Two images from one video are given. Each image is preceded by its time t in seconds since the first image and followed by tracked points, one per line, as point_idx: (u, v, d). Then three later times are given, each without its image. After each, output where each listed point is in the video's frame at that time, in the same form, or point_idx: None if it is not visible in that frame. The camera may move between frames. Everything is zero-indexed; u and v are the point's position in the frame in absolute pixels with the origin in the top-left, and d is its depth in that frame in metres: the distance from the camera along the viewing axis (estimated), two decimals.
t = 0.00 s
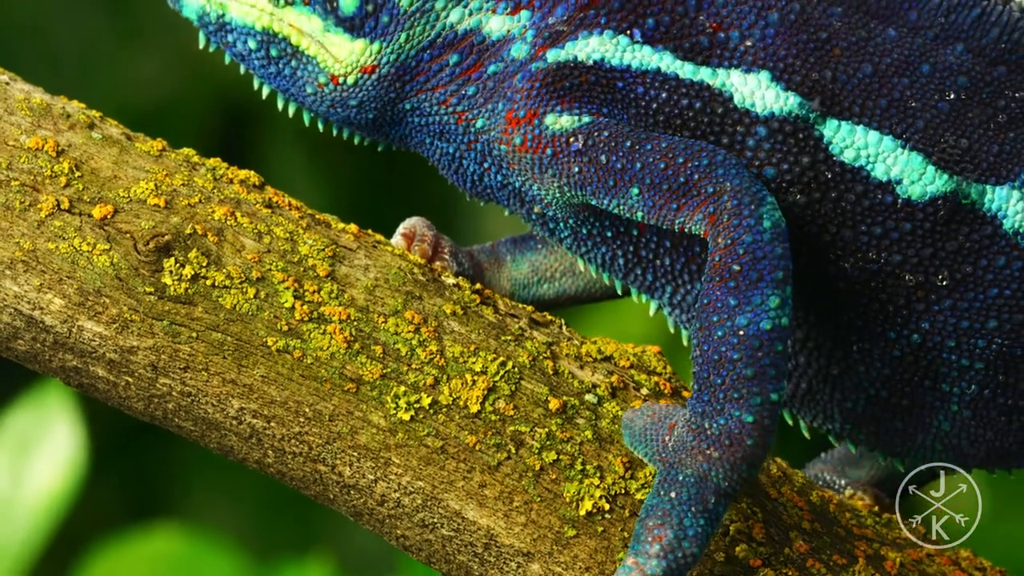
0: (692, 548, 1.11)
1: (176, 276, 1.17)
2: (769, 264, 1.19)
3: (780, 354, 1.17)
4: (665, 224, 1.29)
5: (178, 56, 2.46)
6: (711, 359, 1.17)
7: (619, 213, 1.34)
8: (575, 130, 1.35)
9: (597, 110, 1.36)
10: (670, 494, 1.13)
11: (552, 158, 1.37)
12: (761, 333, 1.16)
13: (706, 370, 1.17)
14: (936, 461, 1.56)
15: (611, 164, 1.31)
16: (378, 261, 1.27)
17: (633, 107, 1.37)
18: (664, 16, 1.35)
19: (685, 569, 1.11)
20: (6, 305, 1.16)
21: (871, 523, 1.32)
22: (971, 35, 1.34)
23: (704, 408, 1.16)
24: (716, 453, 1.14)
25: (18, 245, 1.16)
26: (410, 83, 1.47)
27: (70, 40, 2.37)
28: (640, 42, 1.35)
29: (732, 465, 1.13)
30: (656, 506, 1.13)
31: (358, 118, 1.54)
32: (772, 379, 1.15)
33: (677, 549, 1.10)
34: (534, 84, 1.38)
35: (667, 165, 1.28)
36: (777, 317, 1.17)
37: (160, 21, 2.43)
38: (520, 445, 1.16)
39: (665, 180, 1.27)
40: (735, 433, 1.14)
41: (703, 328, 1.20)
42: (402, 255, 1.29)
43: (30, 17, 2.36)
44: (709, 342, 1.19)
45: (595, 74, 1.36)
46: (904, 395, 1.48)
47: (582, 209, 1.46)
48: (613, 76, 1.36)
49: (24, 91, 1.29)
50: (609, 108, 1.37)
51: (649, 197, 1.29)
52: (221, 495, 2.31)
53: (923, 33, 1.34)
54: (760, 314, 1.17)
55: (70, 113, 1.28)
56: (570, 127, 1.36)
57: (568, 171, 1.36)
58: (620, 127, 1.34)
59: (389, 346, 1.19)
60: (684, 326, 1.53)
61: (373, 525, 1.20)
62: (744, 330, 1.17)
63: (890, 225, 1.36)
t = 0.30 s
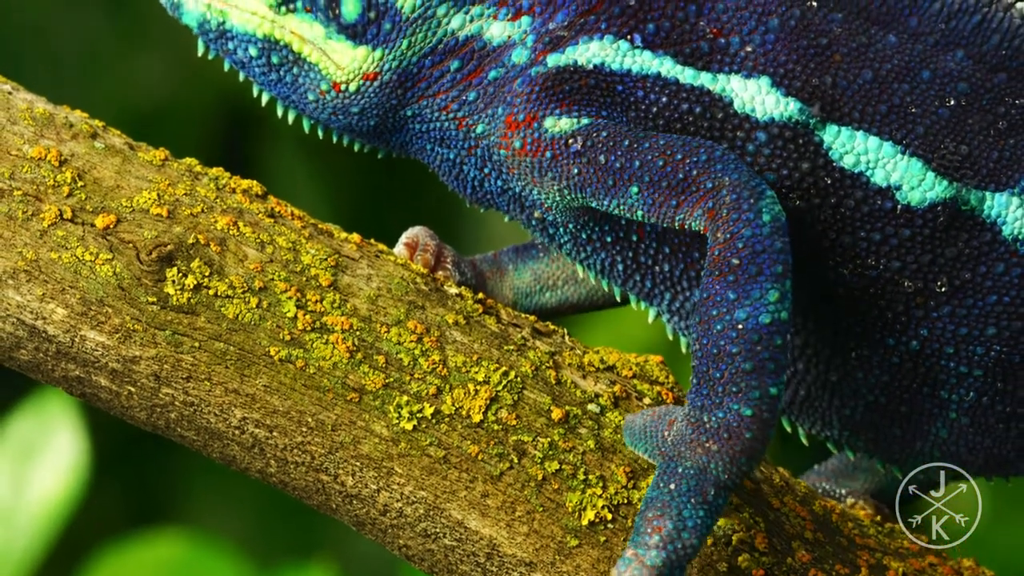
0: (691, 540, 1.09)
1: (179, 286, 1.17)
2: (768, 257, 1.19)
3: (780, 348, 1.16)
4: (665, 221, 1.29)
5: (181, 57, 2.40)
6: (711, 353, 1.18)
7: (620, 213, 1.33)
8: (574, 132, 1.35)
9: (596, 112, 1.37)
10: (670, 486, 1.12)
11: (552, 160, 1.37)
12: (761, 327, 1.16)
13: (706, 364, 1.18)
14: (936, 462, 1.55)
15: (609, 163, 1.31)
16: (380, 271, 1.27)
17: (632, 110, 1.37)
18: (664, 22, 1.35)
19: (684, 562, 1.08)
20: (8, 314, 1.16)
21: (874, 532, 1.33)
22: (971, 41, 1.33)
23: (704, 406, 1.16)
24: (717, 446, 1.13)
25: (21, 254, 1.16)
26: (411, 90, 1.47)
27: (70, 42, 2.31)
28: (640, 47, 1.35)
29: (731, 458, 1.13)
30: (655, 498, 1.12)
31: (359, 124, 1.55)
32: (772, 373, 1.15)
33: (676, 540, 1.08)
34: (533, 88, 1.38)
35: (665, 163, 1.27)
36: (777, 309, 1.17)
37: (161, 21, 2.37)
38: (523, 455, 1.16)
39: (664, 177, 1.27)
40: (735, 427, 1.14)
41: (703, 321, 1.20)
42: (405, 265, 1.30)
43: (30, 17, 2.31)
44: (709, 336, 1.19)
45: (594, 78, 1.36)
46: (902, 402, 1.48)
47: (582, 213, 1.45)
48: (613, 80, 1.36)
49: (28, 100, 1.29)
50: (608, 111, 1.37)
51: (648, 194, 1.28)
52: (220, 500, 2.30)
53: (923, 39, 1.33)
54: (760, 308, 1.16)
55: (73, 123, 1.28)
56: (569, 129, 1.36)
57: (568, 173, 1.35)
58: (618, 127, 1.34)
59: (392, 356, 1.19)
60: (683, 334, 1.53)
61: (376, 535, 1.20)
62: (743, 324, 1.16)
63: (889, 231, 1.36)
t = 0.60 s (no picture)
0: (665, 522, 1.10)
1: (179, 296, 1.17)
2: (761, 252, 1.19)
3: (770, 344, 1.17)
4: (662, 218, 1.29)
5: (182, 57, 2.38)
6: (699, 344, 1.18)
7: (616, 213, 1.34)
8: (569, 134, 1.35)
9: (591, 115, 1.37)
10: (651, 468, 1.14)
11: (548, 163, 1.37)
12: (751, 324, 1.16)
13: (693, 355, 1.18)
14: (937, 461, 1.53)
15: (605, 163, 1.31)
16: (381, 281, 1.27)
17: (628, 113, 1.37)
18: (661, 28, 1.35)
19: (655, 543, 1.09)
20: (8, 324, 1.16)
21: (874, 541, 1.33)
22: (968, 48, 1.33)
23: (688, 398, 1.18)
24: (698, 433, 1.15)
25: (22, 264, 1.17)
26: (409, 97, 1.47)
27: (70, 42, 2.31)
28: (636, 52, 1.36)
29: (714, 449, 1.14)
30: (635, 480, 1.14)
31: (357, 132, 1.55)
32: (759, 368, 1.16)
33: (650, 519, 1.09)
34: (529, 93, 1.38)
35: (660, 160, 1.28)
36: (767, 306, 1.17)
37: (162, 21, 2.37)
38: (523, 464, 1.16)
39: (660, 174, 1.27)
40: (716, 416, 1.15)
41: (693, 314, 1.20)
42: (405, 274, 1.30)
43: (30, 17, 2.30)
44: (698, 328, 1.19)
45: (590, 82, 1.37)
46: (897, 409, 1.48)
47: (579, 218, 1.45)
48: (609, 84, 1.36)
49: (29, 110, 1.30)
50: (604, 114, 1.37)
51: (644, 192, 1.29)
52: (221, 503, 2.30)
53: (920, 46, 1.33)
54: (750, 303, 1.17)
55: (74, 133, 1.28)
56: (564, 131, 1.36)
57: (564, 175, 1.36)
58: (613, 127, 1.34)
59: (392, 366, 1.19)
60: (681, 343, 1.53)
61: (376, 545, 1.20)
62: (733, 319, 1.17)
63: (885, 238, 1.36)
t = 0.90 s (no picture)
0: (637, 499, 1.11)
1: (180, 305, 1.17)
2: (756, 251, 1.19)
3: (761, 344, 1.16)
4: (660, 217, 1.29)
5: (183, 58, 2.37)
6: (690, 340, 1.18)
7: (614, 215, 1.34)
8: (565, 138, 1.36)
9: (588, 119, 1.37)
10: (636, 447, 1.16)
11: (545, 166, 1.38)
12: (744, 323, 1.16)
13: (685, 350, 1.19)
14: (937, 461, 1.53)
15: (602, 165, 1.32)
16: (382, 290, 1.28)
17: (624, 117, 1.37)
18: (658, 34, 1.36)
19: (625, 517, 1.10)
20: (10, 334, 1.16)
21: (874, 550, 1.33)
22: (965, 55, 1.34)
23: (680, 391, 1.18)
24: (685, 425, 1.16)
25: (23, 273, 1.17)
26: (407, 104, 1.48)
27: (70, 43, 2.29)
28: (633, 58, 1.36)
29: (698, 442, 1.15)
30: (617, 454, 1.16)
31: (356, 139, 1.55)
32: (749, 367, 1.15)
33: (624, 492, 1.10)
34: (526, 98, 1.39)
35: (656, 159, 1.28)
36: (758, 304, 1.17)
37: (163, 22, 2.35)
38: (524, 474, 1.16)
39: (656, 173, 1.27)
40: (704, 410, 1.15)
41: (685, 309, 1.20)
42: (406, 283, 1.30)
43: (30, 17, 2.28)
44: (689, 324, 1.19)
45: (587, 86, 1.37)
46: (893, 416, 1.48)
47: (576, 222, 1.46)
48: (606, 90, 1.37)
49: (30, 120, 1.30)
50: (600, 117, 1.37)
51: (641, 192, 1.29)
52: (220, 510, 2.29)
53: (917, 53, 1.34)
54: (742, 301, 1.17)
55: (75, 142, 1.29)
56: (560, 135, 1.37)
57: (561, 178, 1.36)
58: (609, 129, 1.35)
59: (394, 375, 1.20)
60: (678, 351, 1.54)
61: (378, 554, 1.20)
62: (724, 317, 1.16)
63: (881, 244, 1.37)
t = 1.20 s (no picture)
0: (615, 485, 1.13)
1: (180, 315, 1.17)
2: (752, 256, 1.19)
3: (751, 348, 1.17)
4: (659, 221, 1.29)
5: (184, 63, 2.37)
6: (681, 342, 1.20)
7: (614, 220, 1.34)
8: (565, 144, 1.36)
9: (588, 125, 1.37)
10: (623, 434, 1.18)
11: (544, 173, 1.38)
12: (737, 328, 1.17)
13: (676, 350, 1.20)
14: (936, 462, 1.52)
15: (603, 171, 1.32)
16: (382, 300, 1.28)
17: (624, 124, 1.37)
18: (658, 42, 1.36)
19: (600, 499, 1.12)
20: (10, 343, 1.16)
21: (876, 560, 1.33)
22: (965, 64, 1.34)
23: (669, 388, 1.20)
24: (672, 423, 1.17)
25: (23, 283, 1.17)
26: (408, 113, 1.48)
27: (70, 44, 2.28)
28: (633, 65, 1.36)
29: (682, 440, 1.17)
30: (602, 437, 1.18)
31: (356, 149, 1.55)
32: (738, 372, 1.17)
33: (603, 476, 1.13)
34: (526, 105, 1.39)
35: (656, 163, 1.29)
36: (751, 309, 1.18)
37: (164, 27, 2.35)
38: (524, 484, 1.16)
39: (655, 176, 1.28)
40: (692, 409, 1.17)
41: (678, 310, 1.21)
42: (407, 293, 1.30)
43: (30, 17, 2.26)
44: (682, 325, 1.20)
45: (587, 94, 1.37)
46: (892, 425, 1.48)
47: (575, 230, 1.46)
48: (605, 97, 1.37)
49: (30, 129, 1.30)
50: (600, 125, 1.38)
51: (641, 196, 1.29)
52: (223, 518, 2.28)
53: (917, 61, 1.34)
54: (735, 305, 1.17)
55: (75, 152, 1.29)
56: (560, 142, 1.37)
57: (561, 185, 1.37)
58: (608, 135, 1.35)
59: (394, 385, 1.20)
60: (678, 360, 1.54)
61: (378, 564, 1.20)
62: (717, 320, 1.17)
63: (880, 253, 1.37)
